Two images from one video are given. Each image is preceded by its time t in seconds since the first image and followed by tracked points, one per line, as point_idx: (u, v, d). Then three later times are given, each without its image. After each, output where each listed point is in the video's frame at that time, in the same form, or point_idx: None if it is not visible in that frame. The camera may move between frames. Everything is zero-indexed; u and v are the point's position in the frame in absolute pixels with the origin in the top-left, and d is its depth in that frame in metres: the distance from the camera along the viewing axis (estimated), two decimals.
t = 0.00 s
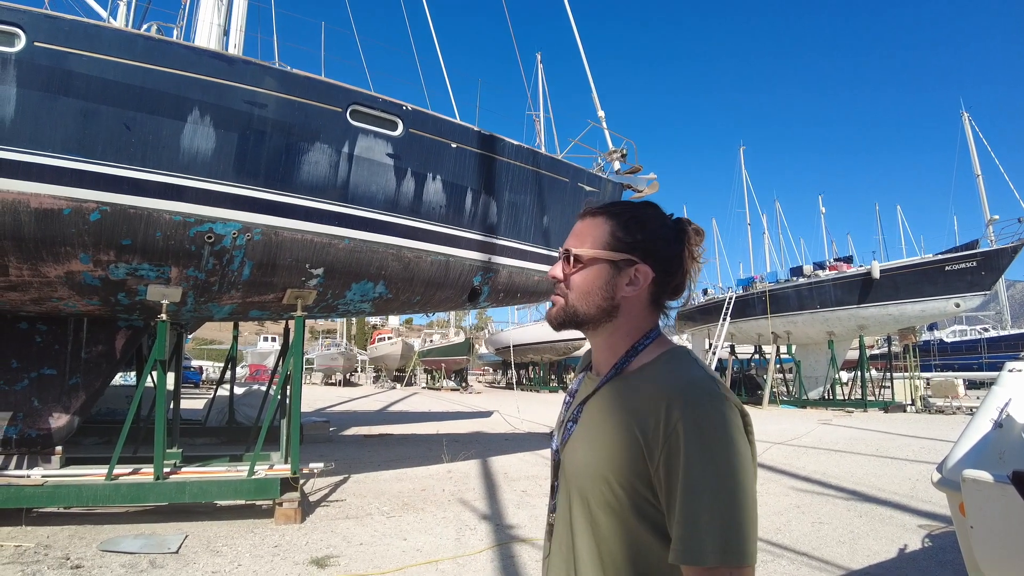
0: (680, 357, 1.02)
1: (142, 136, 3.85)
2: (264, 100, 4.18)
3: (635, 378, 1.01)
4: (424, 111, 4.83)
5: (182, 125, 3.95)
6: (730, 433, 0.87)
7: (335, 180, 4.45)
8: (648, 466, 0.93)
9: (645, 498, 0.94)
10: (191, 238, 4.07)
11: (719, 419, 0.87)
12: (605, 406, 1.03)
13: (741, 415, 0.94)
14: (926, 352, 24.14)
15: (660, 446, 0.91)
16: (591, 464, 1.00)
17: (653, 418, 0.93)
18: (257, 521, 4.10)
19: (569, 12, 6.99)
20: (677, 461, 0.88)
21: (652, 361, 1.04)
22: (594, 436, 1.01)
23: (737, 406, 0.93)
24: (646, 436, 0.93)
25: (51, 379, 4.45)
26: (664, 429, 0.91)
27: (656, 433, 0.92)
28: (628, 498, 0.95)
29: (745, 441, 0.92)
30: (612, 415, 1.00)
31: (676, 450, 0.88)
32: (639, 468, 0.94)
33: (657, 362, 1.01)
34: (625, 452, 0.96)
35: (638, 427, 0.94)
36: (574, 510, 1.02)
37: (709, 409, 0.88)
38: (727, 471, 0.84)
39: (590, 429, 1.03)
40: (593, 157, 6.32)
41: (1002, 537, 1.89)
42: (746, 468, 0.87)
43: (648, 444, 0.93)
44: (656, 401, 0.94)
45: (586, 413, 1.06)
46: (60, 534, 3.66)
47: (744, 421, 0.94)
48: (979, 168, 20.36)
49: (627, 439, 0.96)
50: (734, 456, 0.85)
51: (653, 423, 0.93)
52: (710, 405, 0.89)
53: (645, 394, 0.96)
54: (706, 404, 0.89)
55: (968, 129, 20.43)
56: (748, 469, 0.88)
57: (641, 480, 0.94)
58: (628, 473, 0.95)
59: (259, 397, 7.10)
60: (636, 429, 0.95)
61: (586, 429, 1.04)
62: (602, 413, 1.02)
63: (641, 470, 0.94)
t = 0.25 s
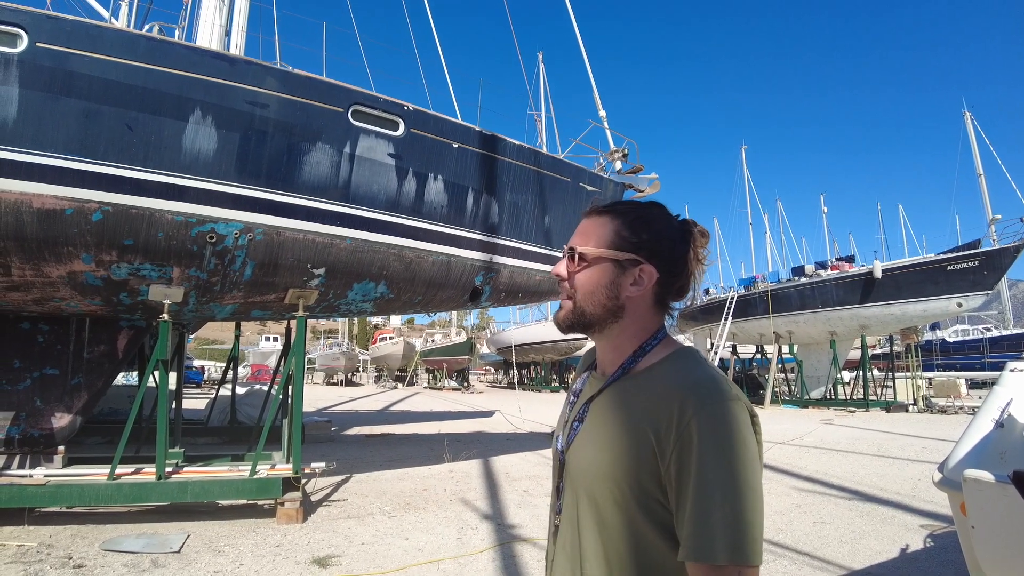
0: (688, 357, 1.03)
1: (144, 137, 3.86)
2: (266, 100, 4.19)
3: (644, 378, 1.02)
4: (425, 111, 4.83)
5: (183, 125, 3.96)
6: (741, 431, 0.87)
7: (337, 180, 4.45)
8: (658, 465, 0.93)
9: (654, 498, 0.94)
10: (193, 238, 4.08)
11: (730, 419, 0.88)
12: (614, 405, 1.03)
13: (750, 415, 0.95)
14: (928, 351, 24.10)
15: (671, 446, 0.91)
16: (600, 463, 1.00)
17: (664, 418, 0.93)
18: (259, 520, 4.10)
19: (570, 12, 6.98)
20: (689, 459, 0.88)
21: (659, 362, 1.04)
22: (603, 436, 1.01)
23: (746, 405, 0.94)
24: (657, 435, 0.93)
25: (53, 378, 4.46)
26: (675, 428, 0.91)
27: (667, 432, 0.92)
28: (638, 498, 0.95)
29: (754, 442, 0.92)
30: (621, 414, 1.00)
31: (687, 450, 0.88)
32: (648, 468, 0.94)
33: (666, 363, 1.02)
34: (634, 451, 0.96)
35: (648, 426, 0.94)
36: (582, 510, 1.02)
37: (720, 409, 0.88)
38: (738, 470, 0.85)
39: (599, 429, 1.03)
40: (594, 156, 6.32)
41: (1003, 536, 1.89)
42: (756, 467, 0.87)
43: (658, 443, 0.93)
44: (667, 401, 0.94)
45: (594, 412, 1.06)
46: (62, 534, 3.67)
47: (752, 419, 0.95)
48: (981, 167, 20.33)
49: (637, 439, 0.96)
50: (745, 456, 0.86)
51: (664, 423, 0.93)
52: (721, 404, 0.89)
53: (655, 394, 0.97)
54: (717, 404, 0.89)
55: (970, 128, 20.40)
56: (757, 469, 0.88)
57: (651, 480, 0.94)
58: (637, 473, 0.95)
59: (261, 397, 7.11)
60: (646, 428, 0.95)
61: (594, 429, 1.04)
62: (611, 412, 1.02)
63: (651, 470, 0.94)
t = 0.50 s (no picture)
0: (689, 354, 1.02)
1: (145, 136, 3.86)
2: (267, 100, 4.19)
3: (645, 374, 1.01)
4: (426, 110, 4.83)
5: (184, 125, 3.96)
6: (742, 427, 0.87)
7: (338, 180, 4.45)
8: (659, 462, 0.93)
9: (655, 495, 0.94)
10: (193, 238, 4.08)
11: (731, 416, 0.87)
12: (615, 402, 1.03)
13: (751, 412, 0.94)
14: (930, 350, 24.06)
15: (672, 442, 0.90)
16: (601, 461, 0.99)
17: (665, 415, 0.93)
18: (260, 520, 4.10)
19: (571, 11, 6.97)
20: (690, 456, 0.87)
21: (660, 359, 1.04)
22: (604, 433, 1.01)
23: (746, 401, 0.93)
24: (658, 432, 0.93)
25: (55, 378, 4.46)
26: (676, 425, 0.90)
27: (668, 429, 0.92)
28: (639, 495, 0.94)
29: (755, 438, 0.92)
30: (622, 412, 1.00)
31: (688, 447, 0.88)
32: (649, 465, 0.94)
33: (667, 360, 1.01)
34: (635, 449, 0.95)
35: (649, 423, 0.94)
36: (584, 509, 1.02)
37: (721, 405, 0.88)
38: (739, 467, 0.84)
39: (600, 427, 1.02)
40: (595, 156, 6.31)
41: (1004, 535, 1.88)
42: (757, 464, 0.87)
43: (660, 440, 0.92)
44: (668, 397, 0.93)
45: (595, 410, 1.06)
46: (64, 533, 3.68)
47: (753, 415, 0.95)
48: (983, 166, 20.30)
49: (638, 436, 0.95)
50: (746, 452, 0.86)
51: (665, 420, 0.92)
52: (721, 400, 0.89)
53: (656, 390, 0.96)
54: (718, 400, 0.89)
55: (973, 127, 20.36)
56: (758, 465, 0.88)
57: (652, 477, 0.94)
58: (638, 471, 0.95)
59: (262, 396, 7.11)
60: (646, 426, 0.94)
61: (595, 427, 1.03)
62: (612, 410, 1.02)
63: (652, 467, 0.94)
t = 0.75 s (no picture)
0: (689, 352, 1.02)
1: (146, 136, 3.86)
2: (267, 99, 4.19)
3: (646, 372, 1.01)
4: (427, 109, 4.82)
5: (185, 124, 3.95)
6: (743, 426, 0.87)
7: (338, 179, 4.45)
8: (660, 460, 0.93)
9: (656, 493, 0.94)
10: (194, 237, 4.08)
11: (731, 414, 0.87)
12: (615, 401, 1.03)
13: (752, 410, 0.94)
14: (931, 350, 24.05)
15: (672, 440, 0.90)
16: (602, 460, 0.99)
17: (665, 413, 0.92)
18: (261, 519, 4.11)
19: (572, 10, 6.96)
20: (690, 455, 0.87)
21: (660, 357, 1.03)
22: (605, 432, 1.01)
23: (746, 399, 0.93)
24: (658, 431, 0.93)
25: (56, 378, 4.47)
26: (675, 423, 0.90)
27: (668, 427, 0.91)
28: (639, 493, 0.94)
29: (757, 436, 0.92)
30: (622, 411, 0.99)
31: (689, 445, 0.88)
32: (650, 463, 0.94)
33: (667, 358, 1.01)
34: (635, 447, 0.95)
35: (649, 422, 0.94)
36: (584, 507, 1.02)
37: (720, 404, 0.88)
38: (739, 465, 0.84)
39: (600, 425, 1.02)
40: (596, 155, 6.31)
41: (1006, 534, 1.88)
42: (756, 462, 0.86)
43: (660, 439, 0.92)
44: (668, 396, 0.93)
45: (595, 409, 1.06)
46: (65, 532, 3.68)
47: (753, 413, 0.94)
48: (985, 165, 20.28)
49: (639, 433, 0.95)
50: (746, 450, 0.85)
51: (665, 418, 0.92)
52: (722, 397, 0.89)
53: (656, 389, 0.96)
54: (718, 398, 0.88)
55: (975, 126, 20.33)
56: (759, 464, 0.88)
57: (652, 475, 0.94)
58: (639, 469, 0.94)
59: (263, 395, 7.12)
60: (647, 424, 0.94)
61: (595, 426, 1.03)
62: (613, 409, 1.02)
63: (652, 465, 0.93)
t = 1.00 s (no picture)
0: (690, 353, 1.02)
1: (146, 136, 3.86)
2: (268, 99, 4.19)
3: (647, 373, 1.01)
4: (427, 109, 4.82)
5: (185, 124, 3.95)
6: (742, 427, 0.87)
7: (339, 179, 4.45)
8: (660, 460, 0.93)
9: (657, 494, 0.94)
10: (195, 237, 4.08)
11: (731, 414, 0.87)
12: (616, 402, 1.03)
13: (752, 410, 0.94)
14: (932, 349, 24.05)
15: (672, 441, 0.90)
16: (603, 460, 0.99)
17: (665, 414, 0.92)
18: (262, 518, 4.11)
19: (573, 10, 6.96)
20: (690, 455, 0.87)
21: (661, 359, 1.03)
22: (606, 433, 1.01)
23: (746, 399, 0.93)
24: (658, 432, 0.93)
25: (57, 378, 4.47)
26: (675, 423, 0.90)
27: (668, 427, 0.92)
28: (640, 493, 0.94)
29: (757, 437, 0.92)
30: (623, 412, 0.99)
31: (689, 446, 0.88)
32: (651, 464, 0.94)
33: (668, 359, 1.01)
34: (636, 448, 0.95)
35: (649, 422, 0.94)
36: (587, 508, 1.02)
37: (720, 404, 0.88)
38: (738, 465, 0.84)
39: (601, 425, 1.03)
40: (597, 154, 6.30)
41: (1006, 534, 1.88)
42: (756, 462, 0.86)
43: (661, 440, 0.92)
44: (668, 397, 0.93)
45: (597, 410, 1.06)
46: (67, 532, 3.69)
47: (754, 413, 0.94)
48: (986, 164, 20.28)
49: (639, 434, 0.95)
50: (746, 450, 0.85)
51: (665, 419, 0.92)
52: (722, 398, 0.89)
53: (656, 390, 0.96)
54: (718, 399, 0.88)
55: (976, 126, 20.34)
56: (759, 464, 0.88)
57: (653, 475, 0.93)
58: (640, 470, 0.94)
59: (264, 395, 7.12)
60: (647, 425, 0.94)
61: (597, 428, 1.03)
62: (613, 409, 1.02)
63: (654, 465, 0.93)
